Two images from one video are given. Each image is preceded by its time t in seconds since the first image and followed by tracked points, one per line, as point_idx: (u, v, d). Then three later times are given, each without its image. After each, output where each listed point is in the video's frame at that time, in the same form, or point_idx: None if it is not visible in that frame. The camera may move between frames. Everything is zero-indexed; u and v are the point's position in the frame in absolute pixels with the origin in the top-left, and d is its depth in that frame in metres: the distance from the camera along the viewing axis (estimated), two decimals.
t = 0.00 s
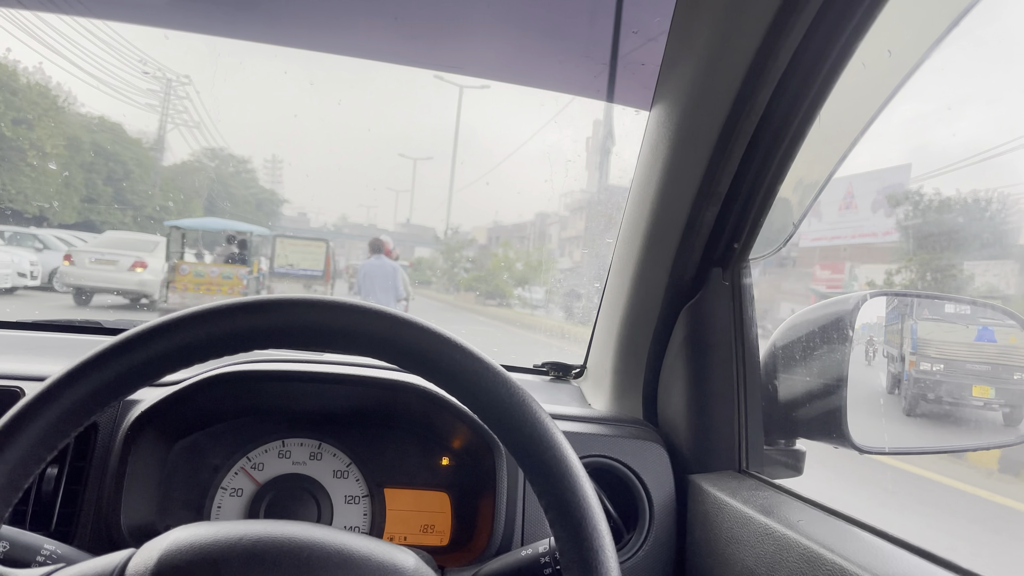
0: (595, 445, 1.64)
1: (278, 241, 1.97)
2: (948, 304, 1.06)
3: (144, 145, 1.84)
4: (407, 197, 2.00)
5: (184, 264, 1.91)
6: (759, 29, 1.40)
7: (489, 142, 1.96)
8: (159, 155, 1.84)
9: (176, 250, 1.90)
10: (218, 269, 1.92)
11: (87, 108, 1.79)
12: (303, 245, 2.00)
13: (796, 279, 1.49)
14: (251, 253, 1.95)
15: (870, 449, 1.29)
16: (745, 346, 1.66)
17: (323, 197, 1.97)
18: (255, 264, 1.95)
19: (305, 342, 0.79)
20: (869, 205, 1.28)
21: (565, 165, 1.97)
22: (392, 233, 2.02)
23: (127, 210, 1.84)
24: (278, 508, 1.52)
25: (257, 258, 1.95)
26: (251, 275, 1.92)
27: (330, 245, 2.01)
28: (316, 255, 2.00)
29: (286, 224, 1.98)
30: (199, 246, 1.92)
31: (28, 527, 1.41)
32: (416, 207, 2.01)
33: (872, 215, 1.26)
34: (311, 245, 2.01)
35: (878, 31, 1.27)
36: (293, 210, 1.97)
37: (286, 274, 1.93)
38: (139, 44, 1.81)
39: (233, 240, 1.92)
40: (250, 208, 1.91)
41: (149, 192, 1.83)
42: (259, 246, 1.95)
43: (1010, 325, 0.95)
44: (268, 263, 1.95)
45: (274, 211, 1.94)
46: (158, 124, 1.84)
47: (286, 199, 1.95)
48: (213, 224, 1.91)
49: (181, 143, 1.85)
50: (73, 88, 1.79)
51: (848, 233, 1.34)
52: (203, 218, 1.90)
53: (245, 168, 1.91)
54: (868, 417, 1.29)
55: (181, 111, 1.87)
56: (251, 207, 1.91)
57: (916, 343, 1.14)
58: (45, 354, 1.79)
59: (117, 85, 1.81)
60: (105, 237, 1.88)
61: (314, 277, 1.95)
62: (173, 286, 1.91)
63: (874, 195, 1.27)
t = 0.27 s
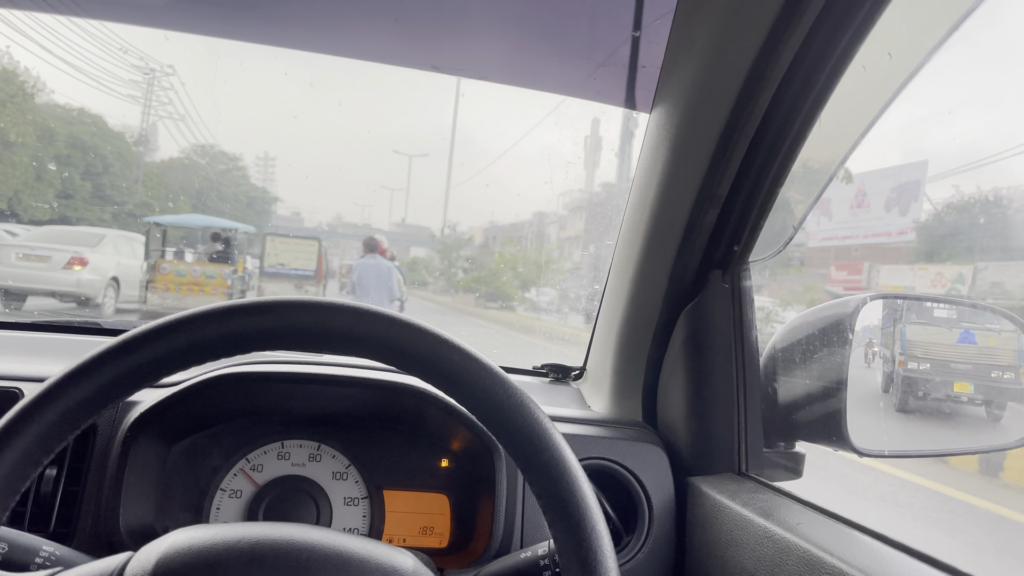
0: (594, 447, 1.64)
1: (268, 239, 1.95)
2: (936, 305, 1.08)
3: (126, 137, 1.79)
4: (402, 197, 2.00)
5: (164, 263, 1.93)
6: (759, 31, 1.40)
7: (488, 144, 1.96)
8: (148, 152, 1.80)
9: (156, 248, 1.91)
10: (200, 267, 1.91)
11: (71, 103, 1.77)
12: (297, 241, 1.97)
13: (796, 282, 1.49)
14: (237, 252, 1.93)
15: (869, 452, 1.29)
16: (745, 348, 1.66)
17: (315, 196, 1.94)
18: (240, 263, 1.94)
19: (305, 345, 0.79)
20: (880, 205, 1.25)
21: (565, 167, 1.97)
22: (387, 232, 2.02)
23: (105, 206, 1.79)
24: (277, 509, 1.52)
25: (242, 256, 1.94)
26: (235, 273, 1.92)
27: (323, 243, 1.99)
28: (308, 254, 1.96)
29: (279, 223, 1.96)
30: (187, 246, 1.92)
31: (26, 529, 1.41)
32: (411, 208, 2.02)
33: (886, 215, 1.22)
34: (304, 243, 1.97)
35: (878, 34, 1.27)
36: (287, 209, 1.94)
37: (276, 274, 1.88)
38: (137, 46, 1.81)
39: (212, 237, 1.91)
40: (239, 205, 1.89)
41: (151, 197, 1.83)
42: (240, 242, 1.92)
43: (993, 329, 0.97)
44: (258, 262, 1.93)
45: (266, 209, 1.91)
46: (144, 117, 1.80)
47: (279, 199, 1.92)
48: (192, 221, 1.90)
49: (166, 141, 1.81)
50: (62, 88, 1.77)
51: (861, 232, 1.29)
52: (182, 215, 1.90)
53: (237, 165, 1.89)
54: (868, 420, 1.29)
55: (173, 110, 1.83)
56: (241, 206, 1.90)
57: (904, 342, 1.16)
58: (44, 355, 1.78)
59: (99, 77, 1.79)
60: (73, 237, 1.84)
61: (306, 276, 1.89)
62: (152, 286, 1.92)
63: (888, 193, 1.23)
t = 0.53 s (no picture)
0: (593, 449, 1.64)
1: (257, 237, 1.91)
2: (925, 308, 1.12)
3: (108, 130, 1.80)
4: (398, 197, 1.98)
5: (143, 260, 1.85)
6: (758, 35, 1.40)
7: (488, 145, 1.96)
8: (139, 152, 1.80)
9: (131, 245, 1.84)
10: (181, 266, 1.86)
11: (49, 94, 1.78)
12: (288, 241, 1.93)
13: (795, 285, 1.49)
14: (217, 249, 1.88)
15: (868, 455, 1.30)
16: (744, 350, 1.67)
17: (313, 196, 1.94)
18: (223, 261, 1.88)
19: (305, 347, 0.79)
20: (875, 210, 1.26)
21: (564, 169, 1.97)
22: (383, 232, 2.00)
23: (82, 200, 1.78)
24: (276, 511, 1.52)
25: (225, 254, 1.89)
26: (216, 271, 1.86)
27: (315, 242, 1.95)
28: (298, 254, 1.92)
29: (271, 221, 1.92)
30: (172, 245, 1.85)
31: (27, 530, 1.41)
32: (407, 208, 2.01)
33: (904, 214, 1.19)
34: (297, 241, 1.93)
35: (876, 38, 1.27)
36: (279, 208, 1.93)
37: (268, 274, 1.85)
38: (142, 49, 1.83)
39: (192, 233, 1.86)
40: (229, 203, 1.86)
41: (147, 196, 1.82)
42: (223, 240, 1.88)
43: (976, 331, 1.00)
44: (246, 262, 1.89)
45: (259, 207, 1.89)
46: (125, 108, 1.81)
47: (271, 197, 1.91)
48: (168, 216, 1.84)
49: (156, 140, 1.81)
50: (42, 79, 1.79)
51: (877, 231, 1.26)
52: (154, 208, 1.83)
53: (229, 163, 1.88)
54: (866, 423, 1.29)
55: (170, 110, 1.83)
56: (235, 204, 1.86)
57: (894, 343, 1.19)
58: (43, 356, 1.78)
59: (82, 68, 1.80)
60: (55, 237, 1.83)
61: (298, 275, 1.86)
62: (129, 286, 1.84)
63: (905, 191, 1.19)
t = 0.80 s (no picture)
0: (594, 449, 1.64)
1: (246, 235, 1.91)
2: (918, 310, 1.14)
3: (90, 121, 1.78)
4: (394, 198, 1.99)
5: (119, 258, 1.87)
6: (762, 35, 1.40)
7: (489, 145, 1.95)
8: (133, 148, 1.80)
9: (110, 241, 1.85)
10: (159, 264, 1.88)
11: (28, 83, 1.79)
12: (276, 239, 1.92)
13: (799, 286, 1.49)
14: (197, 246, 1.88)
15: (871, 455, 1.30)
16: (746, 351, 1.67)
17: (312, 196, 1.94)
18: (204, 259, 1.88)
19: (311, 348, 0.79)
20: (875, 212, 1.26)
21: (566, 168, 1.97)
22: (379, 231, 2.00)
23: (58, 193, 1.77)
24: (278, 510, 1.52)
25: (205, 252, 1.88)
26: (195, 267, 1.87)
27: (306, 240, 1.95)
28: (289, 253, 1.93)
29: (265, 219, 1.92)
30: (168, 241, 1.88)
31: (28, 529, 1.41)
32: (403, 207, 2.01)
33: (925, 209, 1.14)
34: (284, 240, 1.93)
35: (881, 39, 1.27)
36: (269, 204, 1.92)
37: (257, 273, 1.89)
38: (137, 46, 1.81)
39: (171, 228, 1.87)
40: (222, 201, 1.85)
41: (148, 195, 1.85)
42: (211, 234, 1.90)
43: (965, 330, 1.04)
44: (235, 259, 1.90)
45: (250, 206, 1.89)
46: (107, 98, 1.79)
47: (263, 193, 1.91)
48: (144, 211, 1.85)
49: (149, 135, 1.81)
50: (24, 70, 1.80)
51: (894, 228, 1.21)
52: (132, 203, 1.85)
53: (221, 158, 1.86)
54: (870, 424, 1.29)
55: (166, 111, 1.83)
56: (228, 202, 1.85)
57: (887, 342, 1.22)
58: (44, 355, 1.78)
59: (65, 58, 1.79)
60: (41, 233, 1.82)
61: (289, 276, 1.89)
62: (102, 286, 1.87)
63: (926, 185, 1.14)
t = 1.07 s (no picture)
0: (590, 446, 1.64)
1: (235, 231, 1.87)
2: (906, 309, 1.15)
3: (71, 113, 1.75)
4: (391, 195, 1.98)
5: (90, 256, 1.83)
6: (756, 31, 1.40)
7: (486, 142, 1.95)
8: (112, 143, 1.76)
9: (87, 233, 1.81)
10: (135, 261, 1.83)
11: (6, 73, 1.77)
12: (269, 233, 1.90)
13: (794, 283, 1.50)
14: (174, 242, 1.85)
15: (865, 452, 1.30)
16: (741, 348, 1.67)
17: (308, 192, 1.93)
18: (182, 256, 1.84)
19: (302, 342, 0.79)
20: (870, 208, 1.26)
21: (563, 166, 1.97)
22: (376, 229, 1.99)
23: (34, 187, 1.76)
24: (274, 506, 1.52)
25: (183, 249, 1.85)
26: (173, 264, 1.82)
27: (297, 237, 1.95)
28: (281, 248, 1.90)
29: (259, 217, 1.90)
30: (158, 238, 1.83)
31: (23, 525, 1.41)
32: (401, 205, 2.00)
33: (944, 207, 1.09)
34: (277, 236, 1.91)
35: (875, 36, 1.27)
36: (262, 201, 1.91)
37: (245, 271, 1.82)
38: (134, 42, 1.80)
39: (149, 222, 1.82)
40: (208, 195, 1.82)
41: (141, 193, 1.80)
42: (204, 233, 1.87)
43: (949, 328, 1.06)
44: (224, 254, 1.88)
45: (241, 203, 1.86)
46: (87, 87, 1.77)
47: (255, 189, 1.90)
48: (122, 203, 1.80)
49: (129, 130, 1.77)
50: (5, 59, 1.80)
51: (910, 226, 1.16)
52: (109, 194, 1.79)
53: (214, 154, 1.85)
54: (864, 420, 1.29)
55: (166, 107, 1.84)
56: (216, 201, 1.83)
57: (875, 341, 1.23)
58: (40, 351, 1.78)
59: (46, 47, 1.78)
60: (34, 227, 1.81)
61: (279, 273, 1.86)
62: (72, 285, 1.84)
63: (946, 181, 1.10)
